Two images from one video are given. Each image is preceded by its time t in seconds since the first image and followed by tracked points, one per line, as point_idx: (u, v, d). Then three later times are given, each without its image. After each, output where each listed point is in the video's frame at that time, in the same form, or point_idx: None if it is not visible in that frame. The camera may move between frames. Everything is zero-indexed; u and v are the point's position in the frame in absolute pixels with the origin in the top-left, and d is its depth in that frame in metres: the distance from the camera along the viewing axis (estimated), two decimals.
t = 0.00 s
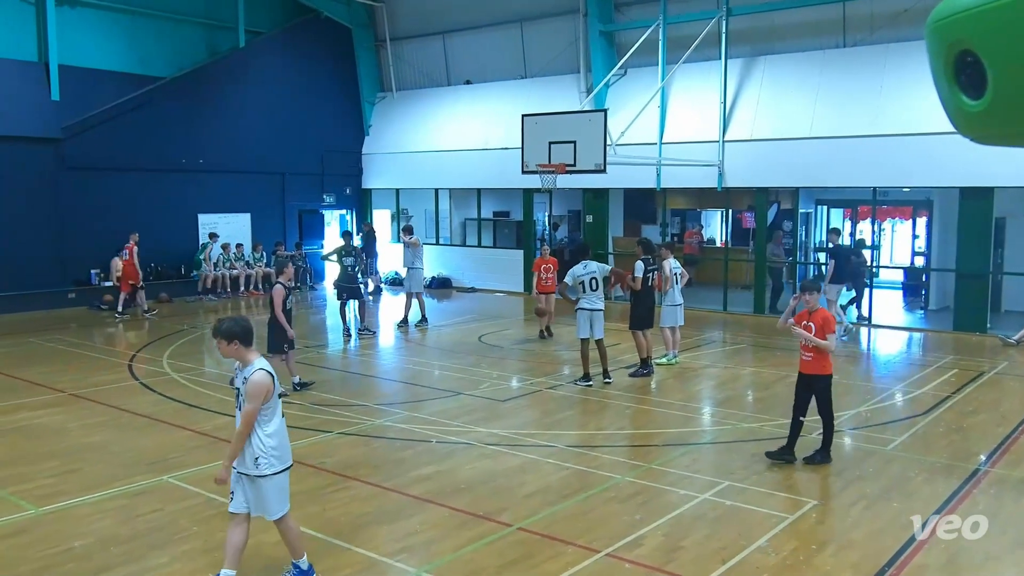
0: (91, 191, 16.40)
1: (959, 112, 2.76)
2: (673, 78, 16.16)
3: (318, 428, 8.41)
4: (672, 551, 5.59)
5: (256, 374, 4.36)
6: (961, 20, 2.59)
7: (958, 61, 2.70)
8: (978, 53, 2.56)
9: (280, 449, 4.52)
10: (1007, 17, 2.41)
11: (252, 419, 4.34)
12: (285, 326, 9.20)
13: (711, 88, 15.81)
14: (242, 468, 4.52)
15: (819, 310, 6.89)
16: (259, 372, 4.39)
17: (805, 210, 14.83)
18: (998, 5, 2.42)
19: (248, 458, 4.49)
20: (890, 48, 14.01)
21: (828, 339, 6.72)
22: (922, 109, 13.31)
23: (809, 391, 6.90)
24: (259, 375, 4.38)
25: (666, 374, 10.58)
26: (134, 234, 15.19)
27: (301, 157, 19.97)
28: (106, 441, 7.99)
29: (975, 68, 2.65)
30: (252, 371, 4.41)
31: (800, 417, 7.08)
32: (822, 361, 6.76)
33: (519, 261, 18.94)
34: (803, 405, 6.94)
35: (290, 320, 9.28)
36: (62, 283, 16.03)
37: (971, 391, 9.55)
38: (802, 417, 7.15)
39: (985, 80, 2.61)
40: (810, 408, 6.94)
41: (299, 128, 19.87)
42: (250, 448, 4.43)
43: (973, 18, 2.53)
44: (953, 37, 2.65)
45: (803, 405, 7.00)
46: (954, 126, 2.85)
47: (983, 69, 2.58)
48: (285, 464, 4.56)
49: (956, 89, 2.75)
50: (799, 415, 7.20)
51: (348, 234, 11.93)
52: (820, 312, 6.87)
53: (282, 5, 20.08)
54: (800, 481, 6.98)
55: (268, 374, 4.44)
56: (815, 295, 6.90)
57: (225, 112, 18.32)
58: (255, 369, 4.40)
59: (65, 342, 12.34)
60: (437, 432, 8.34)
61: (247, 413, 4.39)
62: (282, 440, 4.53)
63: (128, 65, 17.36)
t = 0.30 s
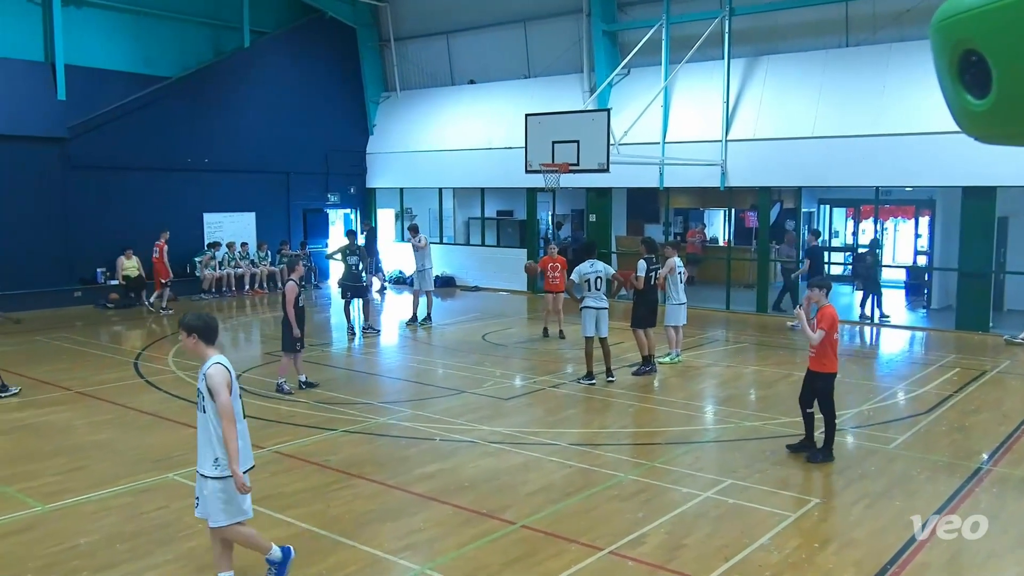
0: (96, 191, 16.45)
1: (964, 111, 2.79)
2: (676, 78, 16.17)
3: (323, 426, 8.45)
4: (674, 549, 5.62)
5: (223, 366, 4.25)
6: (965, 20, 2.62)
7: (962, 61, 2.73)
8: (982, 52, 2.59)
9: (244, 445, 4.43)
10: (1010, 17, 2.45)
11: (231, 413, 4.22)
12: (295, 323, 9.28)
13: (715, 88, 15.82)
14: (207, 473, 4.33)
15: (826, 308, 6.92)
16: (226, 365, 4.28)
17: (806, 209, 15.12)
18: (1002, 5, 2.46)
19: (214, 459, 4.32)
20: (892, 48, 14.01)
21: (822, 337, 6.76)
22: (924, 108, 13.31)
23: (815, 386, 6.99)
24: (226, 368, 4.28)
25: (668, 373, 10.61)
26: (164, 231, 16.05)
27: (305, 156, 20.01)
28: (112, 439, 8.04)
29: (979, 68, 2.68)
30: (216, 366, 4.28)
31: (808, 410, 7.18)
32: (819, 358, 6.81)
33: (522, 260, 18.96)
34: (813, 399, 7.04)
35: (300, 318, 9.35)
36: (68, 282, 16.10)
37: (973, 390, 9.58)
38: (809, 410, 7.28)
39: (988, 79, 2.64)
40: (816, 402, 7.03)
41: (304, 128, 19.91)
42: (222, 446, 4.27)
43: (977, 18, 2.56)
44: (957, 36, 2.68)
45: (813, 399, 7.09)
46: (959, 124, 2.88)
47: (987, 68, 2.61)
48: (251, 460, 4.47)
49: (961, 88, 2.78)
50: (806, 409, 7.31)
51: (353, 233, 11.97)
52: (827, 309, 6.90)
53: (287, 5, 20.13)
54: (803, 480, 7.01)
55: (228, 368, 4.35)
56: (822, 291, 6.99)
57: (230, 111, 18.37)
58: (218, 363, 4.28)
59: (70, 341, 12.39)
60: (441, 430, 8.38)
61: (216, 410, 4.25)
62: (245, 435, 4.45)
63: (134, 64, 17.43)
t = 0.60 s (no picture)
0: (102, 190, 16.51)
1: (964, 111, 2.81)
2: (680, 77, 16.20)
3: (328, 424, 8.51)
4: (677, 547, 5.66)
5: (184, 368, 4.19)
6: (967, 20, 2.64)
7: (963, 61, 2.76)
8: (984, 52, 2.62)
9: (205, 450, 4.36)
10: (1011, 17, 2.47)
11: (184, 415, 4.15)
12: (309, 320, 9.44)
13: (718, 88, 15.83)
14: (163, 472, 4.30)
15: (828, 305, 6.98)
16: (187, 366, 4.22)
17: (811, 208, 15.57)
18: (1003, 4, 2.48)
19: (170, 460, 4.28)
20: (896, 47, 14.00)
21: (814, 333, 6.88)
22: (927, 107, 13.31)
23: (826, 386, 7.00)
24: (188, 369, 4.22)
25: (672, 371, 10.63)
26: (194, 232, 16.33)
27: (310, 156, 20.06)
28: (119, 437, 8.09)
29: (981, 67, 2.70)
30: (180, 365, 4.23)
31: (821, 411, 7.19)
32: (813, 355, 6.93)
33: (525, 259, 18.99)
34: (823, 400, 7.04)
35: (314, 314, 9.50)
36: (75, 281, 16.17)
37: (976, 388, 9.60)
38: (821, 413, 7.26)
39: (989, 79, 2.67)
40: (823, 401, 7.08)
41: (309, 127, 19.96)
42: (175, 445, 4.24)
43: (977, 18, 2.59)
44: (960, 35, 2.71)
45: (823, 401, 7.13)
46: (959, 124, 2.90)
47: (988, 67, 2.64)
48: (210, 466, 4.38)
49: (961, 88, 2.80)
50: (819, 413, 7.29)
51: (357, 232, 12.01)
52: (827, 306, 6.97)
53: (293, 5, 20.19)
54: (806, 478, 7.04)
55: (195, 370, 4.29)
56: (822, 290, 7.05)
57: (235, 111, 18.43)
58: (182, 363, 4.23)
59: (76, 339, 12.45)
60: (445, 428, 8.43)
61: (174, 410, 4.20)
62: (208, 440, 4.37)
63: (140, 64, 17.51)
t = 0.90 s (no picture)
0: (109, 189, 16.58)
1: (970, 110, 2.79)
2: (684, 77, 16.21)
3: (333, 421, 8.57)
4: (681, 544, 5.70)
5: (124, 379, 4.06)
6: (972, 19, 2.62)
7: (968, 61, 2.75)
8: (989, 50, 2.60)
9: (157, 462, 4.18)
10: (1015, 16, 2.45)
11: (121, 428, 4.02)
12: (323, 315, 9.57)
13: (722, 87, 15.84)
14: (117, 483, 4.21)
15: (826, 302, 7.05)
16: (128, 377, 4.09)
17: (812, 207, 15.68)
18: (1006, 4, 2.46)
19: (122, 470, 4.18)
20: (900, 47, 13.99)
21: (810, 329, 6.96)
22: (931, 107, 13.30)
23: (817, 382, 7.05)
24: (129, 379, 4.09)
25: (676, 370, 10.66)
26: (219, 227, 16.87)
27: (315, 155, 20.13)
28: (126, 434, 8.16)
29: (986, 66, 2.68)
30: (125, 376, 4.12)
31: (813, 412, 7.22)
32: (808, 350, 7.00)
33: (529, 258, 19.04)
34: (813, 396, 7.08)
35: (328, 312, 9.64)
36: (83, 279, 16.26)
37: (979, 387, 9.61)
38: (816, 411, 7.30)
39: (994, 78, 2.65)
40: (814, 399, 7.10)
41: (314, 127, 20.01)
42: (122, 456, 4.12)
43: (980, 17, 2.58)
44: (965, 34, 2.69)
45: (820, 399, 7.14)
46: (964, 124, 2.88)
47: (993, 66, 2.62)
48: (161, 479, 4.19)
49: (967, 87, 2.78)
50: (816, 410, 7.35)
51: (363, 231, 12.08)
52: (825, 304, 7.04)
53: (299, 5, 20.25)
54: (809, 476, 7.07)
55: (142, 380, 4.15)
56: (820, 289, 7.11)
57: (241, 111, 18.50)
58: (127, 373, 4.11)
59: (84, 337, 12.53)
60: (450, 426, 8.48)
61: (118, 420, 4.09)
62: (160, 451, 4.20)
63: (146, 65, 17.59)
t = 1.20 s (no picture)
0: (119, 187, 16.68)
1: (975, 109, 2.81)
2: (689, 76, 16.24)
3: (341, 418, 8.65)
4: (686, 541, 5.76)
5: (77, 371, 4.10)
6: (976, 19, 2.65)
7: (971, 61, 2.78)
8: (993, 49, 2.63)
9: (113, 455, 4.22)
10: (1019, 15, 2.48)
11: (70, 421, 4.06)
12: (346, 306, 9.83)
13: (728, 86, 15.87)
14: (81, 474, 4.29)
15: (826, 299, 7.09)
16: (82, 369, 4.13)
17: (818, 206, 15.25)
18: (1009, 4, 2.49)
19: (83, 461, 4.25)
20: (905, 46, 13.98)
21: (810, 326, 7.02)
22: (937, 106, 13.29)
23: (812, 377, 7.15)
24: (83, 372, 4.12)
25: (681, 367, 10.71)
26: (252, 226, 17.70)
27: (323, 154, 20.21)
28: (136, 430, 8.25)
29: (990, 65, 2.72)
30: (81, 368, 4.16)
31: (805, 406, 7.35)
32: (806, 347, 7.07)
33: (536, 256, 19.11)
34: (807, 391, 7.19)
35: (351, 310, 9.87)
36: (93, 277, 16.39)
37: (984, 385, 9.64)
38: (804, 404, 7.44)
39: (999, 77, 2.68)
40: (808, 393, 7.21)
41: (321, 125, 20.09)
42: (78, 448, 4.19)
43: (982, 18, 2.62)
44: (968, 34, 2.72)
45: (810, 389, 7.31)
46: (969, 123, 2.90)
47: (998, 65, 2.65)
48: (119, 473, 4.22)
49: (971, 86, 2.81)
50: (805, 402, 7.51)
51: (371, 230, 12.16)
52: (825, 301, 7.08)
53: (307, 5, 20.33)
54: (813, 473, 7.12)
55: (97, 373, 4.17)
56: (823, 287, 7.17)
57: (249, 111, 18.60)
58: (82, 366, 4.15)
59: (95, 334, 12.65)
60: (456, 423, 8.55)
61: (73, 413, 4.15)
62: (118, 444, 4.23)
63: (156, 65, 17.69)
